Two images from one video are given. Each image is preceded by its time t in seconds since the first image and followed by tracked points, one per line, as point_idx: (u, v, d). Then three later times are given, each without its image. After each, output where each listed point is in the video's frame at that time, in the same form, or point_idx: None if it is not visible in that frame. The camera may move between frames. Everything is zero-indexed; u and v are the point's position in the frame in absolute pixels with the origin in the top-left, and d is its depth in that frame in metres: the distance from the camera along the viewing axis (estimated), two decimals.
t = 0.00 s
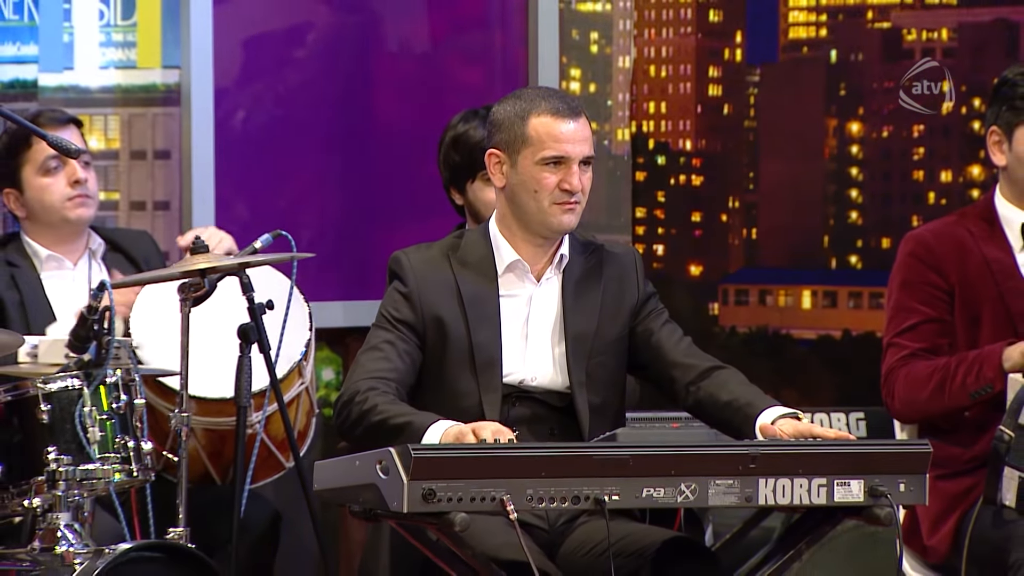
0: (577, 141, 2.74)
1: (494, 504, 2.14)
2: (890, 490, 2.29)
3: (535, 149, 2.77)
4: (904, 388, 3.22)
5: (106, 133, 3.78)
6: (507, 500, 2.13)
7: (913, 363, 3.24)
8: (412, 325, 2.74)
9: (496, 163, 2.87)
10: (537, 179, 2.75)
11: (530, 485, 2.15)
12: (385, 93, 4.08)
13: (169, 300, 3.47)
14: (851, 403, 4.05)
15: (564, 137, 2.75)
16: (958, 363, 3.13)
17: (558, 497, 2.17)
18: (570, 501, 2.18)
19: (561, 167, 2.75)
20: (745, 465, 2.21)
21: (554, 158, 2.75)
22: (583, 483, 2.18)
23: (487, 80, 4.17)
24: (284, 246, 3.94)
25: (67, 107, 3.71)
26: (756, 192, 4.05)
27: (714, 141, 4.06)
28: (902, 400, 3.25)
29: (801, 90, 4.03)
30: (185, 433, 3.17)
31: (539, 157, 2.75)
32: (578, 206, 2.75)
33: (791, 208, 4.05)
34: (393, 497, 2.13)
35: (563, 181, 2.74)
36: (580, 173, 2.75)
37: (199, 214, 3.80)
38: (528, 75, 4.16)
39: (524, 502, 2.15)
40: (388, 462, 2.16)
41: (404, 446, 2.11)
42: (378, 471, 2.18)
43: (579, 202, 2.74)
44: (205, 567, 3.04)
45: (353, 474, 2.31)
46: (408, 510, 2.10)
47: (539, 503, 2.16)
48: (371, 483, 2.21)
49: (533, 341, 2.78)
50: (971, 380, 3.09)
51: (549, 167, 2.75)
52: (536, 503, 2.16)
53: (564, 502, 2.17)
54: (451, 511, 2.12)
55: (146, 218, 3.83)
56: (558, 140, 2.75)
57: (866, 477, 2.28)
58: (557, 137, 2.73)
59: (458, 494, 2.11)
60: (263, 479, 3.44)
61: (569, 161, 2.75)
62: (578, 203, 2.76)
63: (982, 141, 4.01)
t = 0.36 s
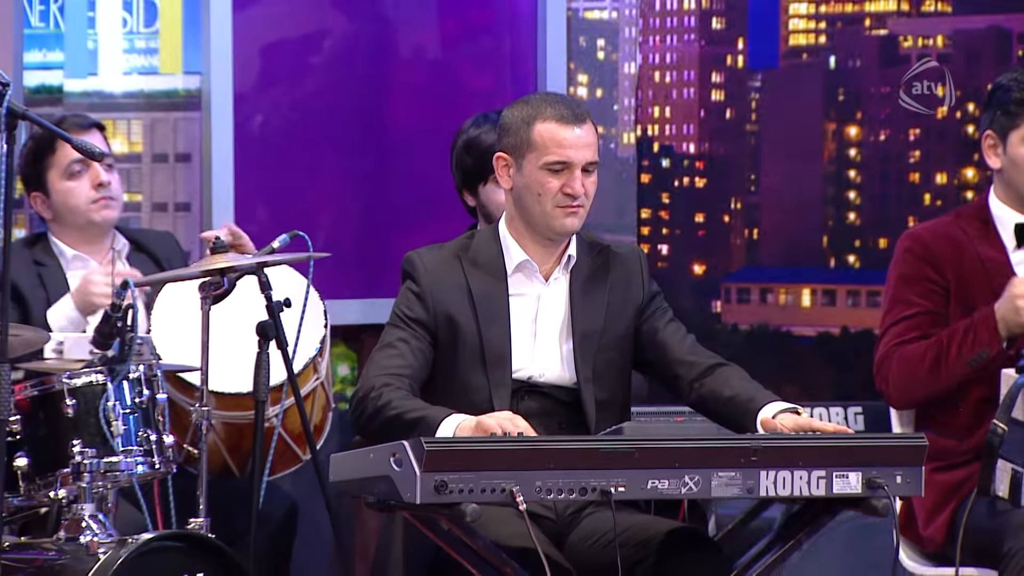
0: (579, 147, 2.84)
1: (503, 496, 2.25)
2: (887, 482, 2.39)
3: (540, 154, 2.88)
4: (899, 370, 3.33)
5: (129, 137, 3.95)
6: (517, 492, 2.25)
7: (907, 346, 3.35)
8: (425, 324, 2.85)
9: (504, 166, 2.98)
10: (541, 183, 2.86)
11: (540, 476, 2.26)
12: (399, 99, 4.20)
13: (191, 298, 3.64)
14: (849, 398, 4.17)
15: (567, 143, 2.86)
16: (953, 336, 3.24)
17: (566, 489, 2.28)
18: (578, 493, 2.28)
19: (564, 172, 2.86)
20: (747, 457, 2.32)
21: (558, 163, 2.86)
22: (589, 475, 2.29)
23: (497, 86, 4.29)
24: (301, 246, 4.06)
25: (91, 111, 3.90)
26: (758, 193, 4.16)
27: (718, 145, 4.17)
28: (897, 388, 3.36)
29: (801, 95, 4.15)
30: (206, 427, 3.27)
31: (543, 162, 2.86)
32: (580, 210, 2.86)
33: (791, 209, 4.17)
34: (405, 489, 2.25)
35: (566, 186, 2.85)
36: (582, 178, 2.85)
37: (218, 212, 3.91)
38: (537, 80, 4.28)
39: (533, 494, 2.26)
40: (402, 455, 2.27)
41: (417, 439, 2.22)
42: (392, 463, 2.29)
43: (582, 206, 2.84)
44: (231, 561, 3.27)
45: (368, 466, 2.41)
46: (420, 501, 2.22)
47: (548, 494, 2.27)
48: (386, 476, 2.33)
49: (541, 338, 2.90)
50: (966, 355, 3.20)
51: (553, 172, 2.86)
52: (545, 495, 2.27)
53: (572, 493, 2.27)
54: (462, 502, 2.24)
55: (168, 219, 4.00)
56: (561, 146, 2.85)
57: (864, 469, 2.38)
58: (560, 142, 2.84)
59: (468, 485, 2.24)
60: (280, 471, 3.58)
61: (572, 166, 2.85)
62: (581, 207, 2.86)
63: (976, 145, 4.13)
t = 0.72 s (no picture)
0: (577, 152, 2.97)
1: (511, 486, 2.35)
2: (882, 472, 2.51)
3: (539, 158, 3.00)
4: (897, 370, 3.46)
5: (148, 139, 4.08)
6: (523, 482, 2.35)
7: (907, 348, 3.47)
8: (432, 320, 2.96)
9: (507, 170, 3.13)
10: (541, 186, 2.99)
11: (545, 467, 2.37)
12: (410, 100, 4.33)
13: (208, 296, 3.80)
14: (845, 393, 4.27)
15: (566, 147, 2.98)
16: (951, 345, 3.37)
17: (571, 479, 2.39)
18: (582, 483, 2.40)
19: (563, 176, 2.99)
20: (746, 448, 2.44)
21: (557, 167, 2.99)
22: (593, 466, 2.39)
23: (505, 87, 4.47)
24: (314, 243, 4.19)
25: (111, 114, 4.03)
26: (757, 192, 4.28)
27: (718, 146, 4.28)
28: (893, 381, 3.48)
29: (799, 98, 4.26)
30: (222, 418, 3.41)
31: (542, 166, 2.99)
32: (579, 212, 2.98)
33: (789, 208, 4.28)
34: (416, 478, 2.36)
35: (564, 189, 2.97)
36: (580, 181, 2.98)
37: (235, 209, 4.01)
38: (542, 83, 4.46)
39: (539, 483, 2.37)
40: (412, 445, 2.38)
41: (427, 430, 2.33)
42: (403, 454, 2.40)
43: (580, 208, 2.97)
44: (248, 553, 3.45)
45: (380, 456, 2.53)
46: (430, 490, 2.33)
47: (553, 484, 2.38)
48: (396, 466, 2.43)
49: (546, 333, 3.01)
50: (963, 362, 3.33)
51: (552, 175, 2.98)
52: (551, 484, 2.38)
53: (576, 483, 2.39)
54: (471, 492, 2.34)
55: (185, 217, 4.12)
56: (560, 150, 2.98)
57: (858, 459, 2.50)
58: (558, 148, 2.96)
59: (477, 476, 2.34)
60: (294, 460, 3.72)
61: (570, 170, 2.98)
62: (580, 209, 2.99)
63: (968, 146, 4.23)
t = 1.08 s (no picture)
0: (556, 139, 3.05)
1: (510, 458, 2.46)
2: (869, 445, 2.61)
3: (521, 146, 3.09)
4: (884, 353, 3.58)
5: (160, 123, 4.21)
6: (522, 455, 2.46)
7: (893, 330, 3.59)
8: (428, 303, 3.08)
9: (493, 155, 3.23)
10: (524, 173, 3.09)
11: (543, 441, 2.48)
12: (413, 86, 4.45)
13: (217, 275, 3.93)
14: (835, 369, 4.41)
15: (546, 135, 3.06)
16: (939, 333, 3.48)
17: (568, 452, 2.50)
18: (579, 456, 2.51)
19: (544, 162, 3.08)
20: (738, 422, 2.54)
21: (538, 154, 3.08)
22: (590, 440, 2.51)
23: (503, 75, 4.58)
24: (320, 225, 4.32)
25: (125, 99, 4.15)
26: (749, 175, 4.40)
27: (711, 130, 4.40)
28: (881, 362, 3.61)
29: (790, 83, 4.37)
30: (231, 395, 3.55)
31: (524, 154, 3.08)
32: (563, 196, 3.09)
33: (780, 190, 4.40)
34: (419, 452, 2.45)
35: (546, 176, 3.07)
36: (561, 167, 3.07)
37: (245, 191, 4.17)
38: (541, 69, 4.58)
39: (538, 456, 2.48)
40: (415, 421, 2.47)
41: (429, 404, 2.43)
42: (406, 428, 2.49)
43: (563, 193, 3.07)
44: (257, 521, 3.61)
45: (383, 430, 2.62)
46: (432, 463, 2.42)
47: (551, 457, 2.49)
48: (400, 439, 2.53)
49: (539, 312, 3.13)
50: (950, 351, 3.44)
51: (534, 162, 3.08)
52: (549, 457, 2.49)
53: (573, 456, 2.50)
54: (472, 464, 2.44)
55: (196, 199, 4.26)
56: (541, 138, 3.07)
57: (846, 434, 2.61)
58: (537, 136, 3.05)
59: (478, 448, 2.44)
60: (301, 435, 3.86)
61: (551, 157, 3.07)
62: (564, 193, 3.09)
63: (952, 129, 4.38)
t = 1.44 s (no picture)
0: (516, 132, 3.16)
1: (509, 438, 2.58)
2: (857, 425, 2.69)
3: (486, 140, 3.22)
4: (872, 336, 3.71)
5: (171, 114, 4.34)
6: (522, 435, 2.58)
7: (880, 313, 3.72)
8: (419, 298, 3.20)
9: (464, 150, 3.36)
10: (490, 166, 3.21)
11: (542, 421, 2.60)
12: (418, 79, 4.58)
13: (227, 263, 4.06)
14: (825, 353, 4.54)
15: (507, 128, 3.18)
16: (923, 314, 3.61)
17: (565, 432, 2.61)
18: (577, 436, 2.62)
19: (508, 155, 3.19)
20: (729, 403, 2.64)
21: (502, 147, 3.19)
22: (587, 420, 2.62)
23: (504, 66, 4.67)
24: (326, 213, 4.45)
25: (137, 91, 4.28)
26: (740, 164, 4.57)
27: (704, 121, 4.58)
28: (869, 346, 3.74)
29: (780, 74, 4.54)
30: (241, 376, 3.71)
31: (489, 148, 3.20)
32: (531, 185, 3.19)
33: (771, 179, 4.56)
34: (421, 431, 2.57)
35: (512, 167, 3.19)
36: (525, 158, 3.17)
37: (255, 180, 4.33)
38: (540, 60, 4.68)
39: (536, 436, 2.60)
40: (418, 402, 2.59)
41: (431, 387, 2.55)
42: (408, 408, 2.61)
43: (530, 182, 3.17)
44: (264, 499, 3.73)
45: (387, 411, 2.74)
46: (435, 443, 2.55)
47: (550, 437, 2.60)
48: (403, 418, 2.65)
49: (524, 297, 3.26)
50: (935, 330, 3.57)
51: (499, 155, 3.20)
52: (547, 437, 2.60)
53: (571, 437, 2.61)
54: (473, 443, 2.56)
55: (206, 187, 4.40)
56: (502, 131, 3.19)
57: (835, 415, 2.68)
58: (499, 131, 3.17)
59: (478, 429, 2.57)
60: (309, 418, 3.98)
61: (514, 149, 3.18)
62: (531, 182, 3.19)
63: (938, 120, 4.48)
